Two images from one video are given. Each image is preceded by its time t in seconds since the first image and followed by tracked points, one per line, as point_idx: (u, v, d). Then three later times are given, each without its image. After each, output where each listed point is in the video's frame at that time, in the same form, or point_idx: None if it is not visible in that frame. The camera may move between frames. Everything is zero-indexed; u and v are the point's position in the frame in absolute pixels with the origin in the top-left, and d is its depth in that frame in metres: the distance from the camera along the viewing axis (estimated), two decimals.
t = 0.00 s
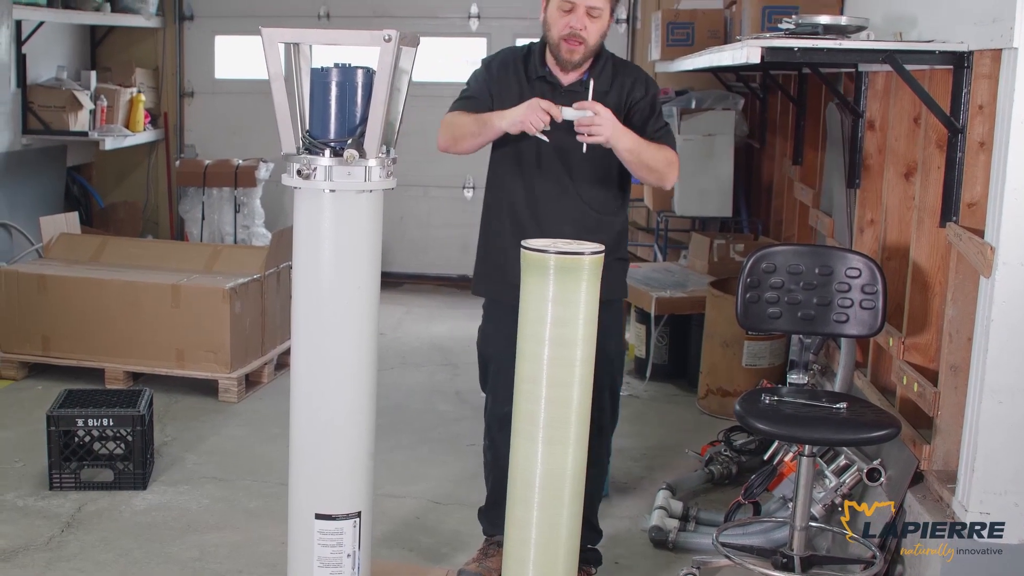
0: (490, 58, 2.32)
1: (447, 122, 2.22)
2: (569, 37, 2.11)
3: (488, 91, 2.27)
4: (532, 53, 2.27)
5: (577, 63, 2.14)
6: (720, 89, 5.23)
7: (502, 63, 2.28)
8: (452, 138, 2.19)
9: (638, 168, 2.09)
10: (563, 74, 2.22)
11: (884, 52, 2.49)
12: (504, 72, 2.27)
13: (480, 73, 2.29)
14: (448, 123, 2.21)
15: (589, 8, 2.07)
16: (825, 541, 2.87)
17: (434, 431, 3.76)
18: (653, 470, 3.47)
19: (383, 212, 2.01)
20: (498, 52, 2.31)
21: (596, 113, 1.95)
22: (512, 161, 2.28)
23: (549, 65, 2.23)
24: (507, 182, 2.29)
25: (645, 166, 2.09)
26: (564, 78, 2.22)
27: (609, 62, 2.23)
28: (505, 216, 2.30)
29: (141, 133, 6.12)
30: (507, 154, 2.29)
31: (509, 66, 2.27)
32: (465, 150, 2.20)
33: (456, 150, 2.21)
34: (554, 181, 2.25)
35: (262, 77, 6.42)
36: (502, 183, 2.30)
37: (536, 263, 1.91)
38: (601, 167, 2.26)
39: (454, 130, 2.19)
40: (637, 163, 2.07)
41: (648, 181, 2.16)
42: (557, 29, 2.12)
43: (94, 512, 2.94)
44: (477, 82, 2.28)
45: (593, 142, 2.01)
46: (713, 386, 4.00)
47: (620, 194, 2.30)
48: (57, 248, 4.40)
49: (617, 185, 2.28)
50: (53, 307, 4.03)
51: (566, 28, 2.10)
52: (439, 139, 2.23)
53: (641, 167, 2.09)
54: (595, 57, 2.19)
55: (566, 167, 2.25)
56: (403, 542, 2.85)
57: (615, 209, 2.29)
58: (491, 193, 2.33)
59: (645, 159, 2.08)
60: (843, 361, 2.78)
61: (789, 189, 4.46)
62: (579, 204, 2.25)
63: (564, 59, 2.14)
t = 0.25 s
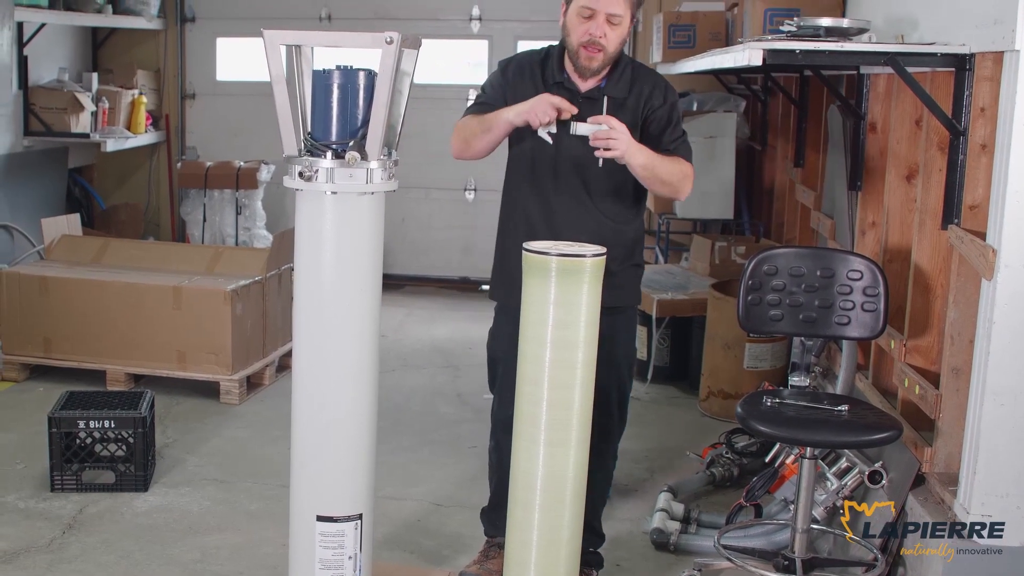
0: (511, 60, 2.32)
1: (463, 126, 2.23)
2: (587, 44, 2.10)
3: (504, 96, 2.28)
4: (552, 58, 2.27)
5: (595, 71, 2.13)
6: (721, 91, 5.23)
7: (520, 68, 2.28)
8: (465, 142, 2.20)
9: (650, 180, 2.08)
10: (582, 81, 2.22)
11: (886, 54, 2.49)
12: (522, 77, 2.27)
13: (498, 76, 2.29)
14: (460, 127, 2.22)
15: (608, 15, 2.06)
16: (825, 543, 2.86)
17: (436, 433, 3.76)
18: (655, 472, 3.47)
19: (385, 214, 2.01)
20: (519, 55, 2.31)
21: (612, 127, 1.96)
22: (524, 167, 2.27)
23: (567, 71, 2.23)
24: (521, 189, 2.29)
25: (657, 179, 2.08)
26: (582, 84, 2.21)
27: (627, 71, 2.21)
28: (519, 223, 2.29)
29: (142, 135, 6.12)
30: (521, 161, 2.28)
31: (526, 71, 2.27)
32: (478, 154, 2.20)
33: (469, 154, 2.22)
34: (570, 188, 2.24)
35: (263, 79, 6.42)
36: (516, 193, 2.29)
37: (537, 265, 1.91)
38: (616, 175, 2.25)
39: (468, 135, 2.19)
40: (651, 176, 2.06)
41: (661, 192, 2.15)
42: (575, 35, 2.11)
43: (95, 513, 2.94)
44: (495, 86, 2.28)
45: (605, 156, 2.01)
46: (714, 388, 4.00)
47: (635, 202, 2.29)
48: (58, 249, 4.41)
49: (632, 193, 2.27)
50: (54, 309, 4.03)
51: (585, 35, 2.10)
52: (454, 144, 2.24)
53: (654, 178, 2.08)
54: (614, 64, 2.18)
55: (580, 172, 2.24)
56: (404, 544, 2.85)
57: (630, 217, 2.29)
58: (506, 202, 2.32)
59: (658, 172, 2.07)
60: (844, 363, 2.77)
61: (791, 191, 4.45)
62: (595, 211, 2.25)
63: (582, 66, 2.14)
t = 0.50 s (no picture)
0: (520, 59, 2.33)
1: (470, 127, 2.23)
2: (593, 47, 2.10)
3: (511, 95, 2.28)
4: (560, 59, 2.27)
5: (601, 74, 2.13)
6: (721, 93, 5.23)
7: (528, 67, 2.28)
8: (469, 141, 2.20)
9: (656, 182, 2.08)
10: (589, 82, 2.22)
11: (886, 55, 2.46)
12: (529, 77, 2.27)
13: (506, 75, 2.30)
14: (463, 126, 2.21)
15: (614, 20, 2.06)
16: (825, 544, 2.86)
17: (436, 435, 3.76)
18: (655, 474, 3.47)
19: (385, 216, 2.01)
20: (528, 54, 2.32)
21: (617, 124, 1.95)
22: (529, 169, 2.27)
23: (575, 71, 2.24)
24: (526, 191, 2.29)
25: (663, 180, 2.07)
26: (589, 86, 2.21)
27: (636, 72, 2.22)
28: (524, 225, 2.30)
29: (142, 137, 6.12)
30: (526, 162, 2.28)
31: (534, 72, 2.28)
32: (480, 151, 2.19)
33: (471, 150, 2.21)
34: (575, 189, 2.24)
35: (263, 81, 6.42)
36: (522, 196, 2.29)
37: (537, 267, 1.91)
38: (621, 178, 2.24)
39: (471, 135, 2.18)
40: (657, 177, 2.06)
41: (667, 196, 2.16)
42: (581, 38, 2.11)
43: (95, 515, 2.93)
44: (503, 86, 2.29)
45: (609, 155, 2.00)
46: (714, 389, 4.00)
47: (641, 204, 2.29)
48: (58, 251, 4.41)
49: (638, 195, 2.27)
50: (55, 311, 4.03)
51: (591, 38, 2.09)
52: (456, 141, 2.24)
53: (661, 180, 2.08)
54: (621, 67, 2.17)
55: (585, 174, 2.23)
56: (404, 546, 2.84)
57: (635, 219, 2.29)
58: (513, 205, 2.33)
59: (665, 174, 2.07)
60: (844, 365, 2.76)
61: (791, 193, 4.45)
62: (600, 213, 2.25)
63: (589, 70, 2.13)
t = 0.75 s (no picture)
0: (521, 61, 2.33)
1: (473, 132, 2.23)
2: (597, 52, 2.10)
3: (513, 98, 2.28)
4: (562, 61, 2.27)
5: (605, 77, 2.14)
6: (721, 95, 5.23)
7: (530, 70, 2.28)
8: (473, 152, 2.20)
9: (658, 187, 2.08)
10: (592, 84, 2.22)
11: (886, 58, 2.47)
12: (532, 79, 2.27)
13: (508, 78, 2.29)
14: (468, 135, 2.21)
15: (617, 23, 2.06)
16: (826, 546, 2.85)
17: (435, 437, 3.76)
18: (654, 476, 3.47)
19: (384, 217, 2.01)
20: (530, 56, 2.31)
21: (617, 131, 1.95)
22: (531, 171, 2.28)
23: (578, 73, 2.24)
24: (528, 195, 2.29)
25: (666, 185, 2.08)
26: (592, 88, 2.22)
27: (639, 74, 2.22)
28: (526, 228, 2.30)
29: (142, 138, 6.12)
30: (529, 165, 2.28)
31: (536, 74, 2.27)
32: (487, 163, 2.20)
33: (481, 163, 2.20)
34: (577, 192, 2.25)
35: (263, 82, 6.42)
36: (524, 200, 2.30)
37: (538, 269, 1.90)
38: (623, 181, 2.24)
39: (476, 145, 2.19)
40: (660, 182, 2.07)
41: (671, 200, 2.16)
42: (585, 42, 2.11)
43: (95, 517, 2.93)
44: (504, 88, 2.28)
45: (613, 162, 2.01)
46: (713, 391, 4.00)
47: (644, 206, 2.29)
48: (58, 253, 4.40)
49: (640, 197, 2.27)
50: (54, 313, 4.03)
51: (595, 41, 2.09)
52: (462, 152, 2.24)
53: (664, 186, 2.09)
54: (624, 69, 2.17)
55: (587, 176, 2.24)
56: (404, 548, 2.84)
57: (638, 221, 2.29)
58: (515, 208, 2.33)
59: (667, 180, 2.08)
60: (844, 367, 2.77)
61: (790, 195, 4.46)
62: (602, 215, 2.25)
63: (592, 73, 2.14)
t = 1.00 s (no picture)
0: (525, 68, 2.33)
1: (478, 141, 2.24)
2: (598, 60, 2.10)
3: (517, 105, 2.28)
4: (565, 67, 2.28)
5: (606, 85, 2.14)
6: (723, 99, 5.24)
7: (533, 76, 2.28)
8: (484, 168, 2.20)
9: (658, 199, 2.09)
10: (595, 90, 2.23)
11: (888, 62, 2.49)
12: (535, 86, 2.27)
13: (511, 86, 2.30)
14: (479, 150, 2.22)
15: (618, 31, 2.06)
16: (829, 551, 2.84)
17: (437, 442, 3.76)
18: (656, 481, 3.47)
19: (387, 222, 2.01)
20: (533, 62, 2.32)
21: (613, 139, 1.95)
22: (533, 177, 2.28)
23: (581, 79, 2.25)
24: (530, 202, 2.30)
25: (665, 197, 2.09)
26: (595, 95, 2.22)
27: (642, 80, 2.22)
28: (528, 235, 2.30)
29: (143, 143, 6.12)
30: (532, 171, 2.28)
31: (539, 81, 2.27)
32: (494, 177, 2.21)
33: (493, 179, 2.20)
34: (580, 197, 2.25)
35: (265, 87, 6.43)
36: (528, 206, 2.30)
37: (540, 274, 1.91)
38: (626, 186, 2.25)
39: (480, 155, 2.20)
40: (659, 195, 2.07)
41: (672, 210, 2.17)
42: (586, 50, 2.11)
43: (97, 522, 2.93)
44: (507, 94, 2.29)
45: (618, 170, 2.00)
46: (715, 396, 4.00)
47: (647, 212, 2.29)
48: (60, 258, 4.41)
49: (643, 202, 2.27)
50: (56, 318, 4.03)
51: (596, 49, 2.09)
52: (473, 168, 2.25)
53: (664, 198, 2.09)
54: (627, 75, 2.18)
55: (589, 181, 2.24)
56: (406, 552, 2.84)
57: (641, 227, 2.29)
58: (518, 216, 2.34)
59: (666, 191, 2.08)
60: (846, 371, 2.77)
61: (792, 199, 4.46)
62: (605, 220, 2.25)
63: (593, 82, 2.14)
